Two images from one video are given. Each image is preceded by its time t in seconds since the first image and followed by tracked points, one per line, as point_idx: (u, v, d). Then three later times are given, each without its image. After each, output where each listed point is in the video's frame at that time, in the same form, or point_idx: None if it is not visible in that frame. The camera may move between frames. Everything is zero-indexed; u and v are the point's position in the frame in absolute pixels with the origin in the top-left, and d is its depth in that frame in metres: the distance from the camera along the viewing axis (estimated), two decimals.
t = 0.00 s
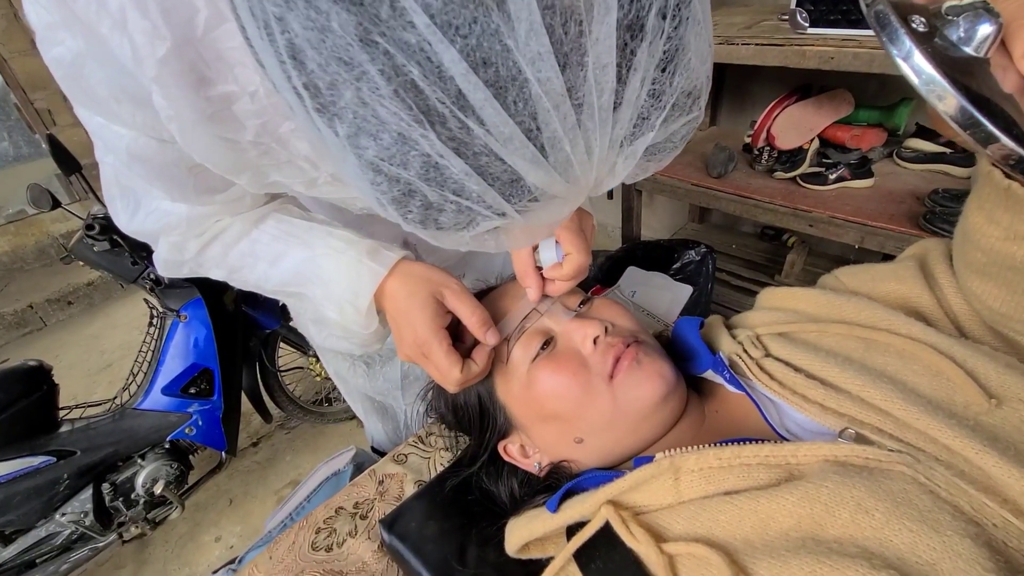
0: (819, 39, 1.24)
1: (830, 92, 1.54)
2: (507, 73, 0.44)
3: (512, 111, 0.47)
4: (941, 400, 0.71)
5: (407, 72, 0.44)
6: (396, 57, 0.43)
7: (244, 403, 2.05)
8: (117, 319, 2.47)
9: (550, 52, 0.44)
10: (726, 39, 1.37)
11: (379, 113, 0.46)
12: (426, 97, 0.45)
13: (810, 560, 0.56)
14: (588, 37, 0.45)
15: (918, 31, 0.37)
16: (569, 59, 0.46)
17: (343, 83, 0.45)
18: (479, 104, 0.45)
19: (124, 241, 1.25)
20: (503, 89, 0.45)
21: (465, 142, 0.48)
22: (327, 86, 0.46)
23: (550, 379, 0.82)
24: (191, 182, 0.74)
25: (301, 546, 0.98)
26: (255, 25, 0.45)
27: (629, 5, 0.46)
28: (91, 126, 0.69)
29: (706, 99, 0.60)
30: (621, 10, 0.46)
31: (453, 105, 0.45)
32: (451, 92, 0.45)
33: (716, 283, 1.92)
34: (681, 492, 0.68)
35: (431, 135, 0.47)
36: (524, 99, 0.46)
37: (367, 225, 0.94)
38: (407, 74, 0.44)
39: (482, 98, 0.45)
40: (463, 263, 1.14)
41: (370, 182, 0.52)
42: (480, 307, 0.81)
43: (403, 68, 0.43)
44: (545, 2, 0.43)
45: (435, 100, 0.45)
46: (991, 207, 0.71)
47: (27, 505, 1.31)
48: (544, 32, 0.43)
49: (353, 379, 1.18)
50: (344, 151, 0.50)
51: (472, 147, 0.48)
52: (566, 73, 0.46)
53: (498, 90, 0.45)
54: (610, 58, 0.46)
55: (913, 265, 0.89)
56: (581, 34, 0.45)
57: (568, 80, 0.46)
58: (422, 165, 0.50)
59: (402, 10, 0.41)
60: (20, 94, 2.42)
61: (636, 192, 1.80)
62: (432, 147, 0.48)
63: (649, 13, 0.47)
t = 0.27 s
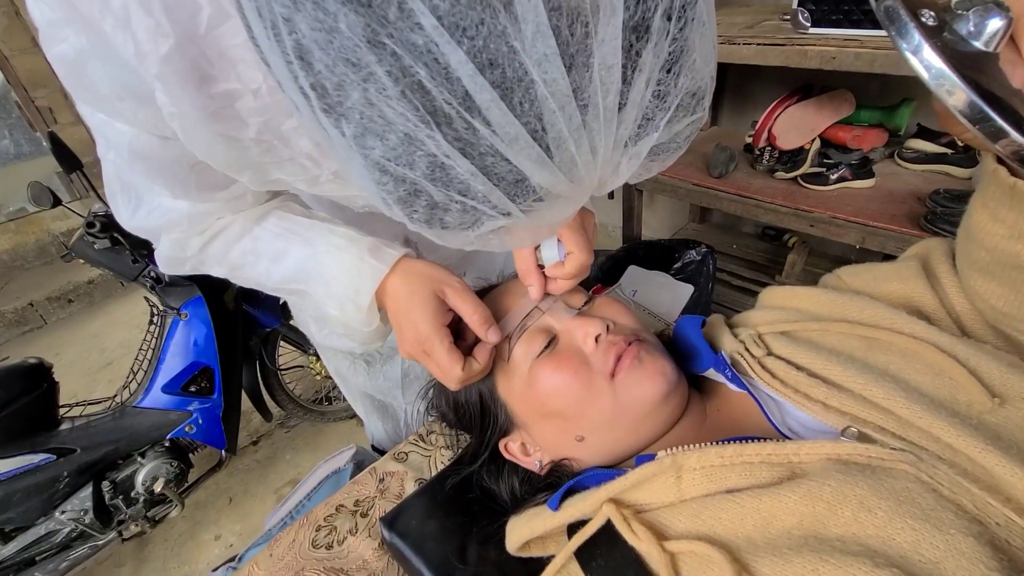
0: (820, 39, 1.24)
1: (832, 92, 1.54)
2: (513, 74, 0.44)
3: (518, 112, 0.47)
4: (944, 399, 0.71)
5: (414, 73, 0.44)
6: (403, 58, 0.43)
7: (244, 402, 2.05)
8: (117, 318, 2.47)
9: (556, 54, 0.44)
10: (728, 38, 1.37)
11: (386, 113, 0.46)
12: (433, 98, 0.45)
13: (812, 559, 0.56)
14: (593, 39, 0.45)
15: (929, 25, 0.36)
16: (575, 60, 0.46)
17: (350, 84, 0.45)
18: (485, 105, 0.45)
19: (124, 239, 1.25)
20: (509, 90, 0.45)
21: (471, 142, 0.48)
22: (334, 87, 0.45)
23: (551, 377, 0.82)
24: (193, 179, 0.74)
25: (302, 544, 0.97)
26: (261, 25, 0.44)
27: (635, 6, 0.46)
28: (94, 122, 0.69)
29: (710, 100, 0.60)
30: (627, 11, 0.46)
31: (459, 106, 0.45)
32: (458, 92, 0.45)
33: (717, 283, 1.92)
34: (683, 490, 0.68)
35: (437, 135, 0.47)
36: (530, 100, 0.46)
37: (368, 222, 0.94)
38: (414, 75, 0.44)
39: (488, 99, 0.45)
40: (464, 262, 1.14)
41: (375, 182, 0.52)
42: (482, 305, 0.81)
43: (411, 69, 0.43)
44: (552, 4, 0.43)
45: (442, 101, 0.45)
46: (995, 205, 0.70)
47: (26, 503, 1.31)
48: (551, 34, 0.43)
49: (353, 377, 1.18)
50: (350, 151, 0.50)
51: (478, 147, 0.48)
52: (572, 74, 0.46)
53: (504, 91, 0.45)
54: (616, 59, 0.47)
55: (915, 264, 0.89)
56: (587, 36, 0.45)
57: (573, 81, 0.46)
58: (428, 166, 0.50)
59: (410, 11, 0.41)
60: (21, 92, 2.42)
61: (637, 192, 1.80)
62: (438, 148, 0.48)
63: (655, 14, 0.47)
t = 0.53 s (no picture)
0: (821, 39, 1.24)
1: (833, 93, 1.54)
2: (517, 73, 0.44)
3: (522, 111, 0.46)
4: (947, 398, 0.71)
5: (419, 71, 0.44)
6: (408, 56, 0.43)
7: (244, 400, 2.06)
8: (118, 315, 2.47)
9: (560, 53, 0.44)
10: (730, 38, 1.37)
11: (390, 111, 0.46)
12: (437, 97, 0.45)
13: (816, 556, 0.56)
14: (597, 39, 0.45)
15: (943, 22, 0.36)
16: (580, 59, 0.46)
17: (354, 82, 0.45)
18: (489, 104, 0.45)
19: (125, 237, 1.25)
20: (513, 89, 0.45)
21: (474, 141, 0.48)
22: (339, 84, 0.45)
23: (553, 375, 0.82)
24: (196, 175, 0.74)
25: (303, 541, 0.97)
26: (266, 22, 0.44)
27: (639, 6, 0.46)
28: (97, 118, 0.69)
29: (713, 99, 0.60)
30: (631, 11, 0.46)
31: (463, 105, 0.45)
32: (462, 91, 0.45)
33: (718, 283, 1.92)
34: (686, 488, 0.68)
35: (441, 134, 0.47)
36: (533, 100, 0.46)
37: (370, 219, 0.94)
38: (419, 73, 0.44)
39: (492, 97, 0.45)
40: (465, 260, 1.14)
41: (379, 180, 0.52)
42: (484, 302, 0.81)
43: (415, 67, 0.43)
44: (556, 3, 0.43)
45: (446, 100, 0.45)
46: (1002, 205, 0.70)
47: (27, 500, 1.31)
48: (554, 34, 0.43)
49: (354, 375, 1.18)
50: (354, 148, 0.50)
51: (481, 146, 0.48)
52: (576, 73, 0.46)
53: (508, 90, 0.45)
54: (619, 59, 0.47)
55: (918, 264, 0.89)
56: (592, 35, 0.45)
57: (577, 80, 0.46)
58: (431, 164, 0.49)
59: (414, 9, 0.41)
60: (22, 90, 2.42)
61: (638, 191, 1.80)
62: (441, 146, 0.48)
63: (659, 14, 0.47)
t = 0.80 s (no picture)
0: (825, 37, 1.23)
1: (836, 91, 1.53)
2: (522, 56, 0.43)
3: (526, 96, 0.45)
4: (957, 395, 0.70)
5: (420, 54, 0.43)
6: (409, 38, 0.42)
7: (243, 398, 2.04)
8: (117, 313, 2.46)
9: (566, 36, 0.43)
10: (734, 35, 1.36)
11: (391, 96, 0.45)
12: (439, 81, 0.44)
13: (825, 556, 0.55)
14: (604, 22, 0.44)
15: (967, 8, 0.36)
16: (586, 43, 0.45)
17: (354, 65, 0.44)
18: (493, 88, 0.44)
19: (124, 234, 1.23)
20: (517, 73, 0.44)
21: (477, 127, 0.47)
22: (338, 68, 0.44)
23: (555, 371, 0.81)
24: (195, 168, 0.73)
25: (301, 540, 0.96)
26: (265, 6, 0.44)
27: None
28: (94, 109, 0.68)
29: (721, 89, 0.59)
30: None
31: (466, 89, 0.44)
32: (465, 74, 0.43)
33: (719, 282, 1.91)
34: (690, 486, 0.67)
35: (443, 119, 0.46)
36: (538, 84, 0.45)
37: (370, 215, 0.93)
38: (421, 56, 0.43)
39: (496, 82, 0.43)
40: (465, 257, 1.13)
41: (379, 168, 0.51)
42: (484, 297, 0.80)
43: (417, 50, 0.42)
44: None
45: (449, 84, 0.44)
46: (1016, 201, 0.70)
47: (24, 497, 1.30)
48: (561, 16, 0.42)
49: (352, 373, 1.17)
50: (353, 135, 0.49)
51: (484, 132, 0.47)
52: (582, 58, 0.45)
53: (512, 75, 0.44)
54: (626, 44, 0.45)
55: (925, 261, 0.88)
56: (598, 18, 0.44)
57: (583, 65, 0.45)
58: (433, 151, 0.48)
59: None
60: (22, 87, 2.42)
61: (639, 190, 1.79)
62: (443, 132, 0.47)
63: None
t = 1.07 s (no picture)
0: (827, 38, 1.23)
1: (837, 92, 1.53)
2: (529, 64, 0.43)
3: (533, 104, 0.45)
4: (960, 399, 0.69)
5: (428, 62, 0.42)
6: (417, 45, 0.42)
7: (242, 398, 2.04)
8: (116, 313, 2.46)
9: (573, 44, 0.42)
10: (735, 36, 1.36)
11: (398, 103, 0.45)
12: (446, 88, 0.44)
13: (827, 560, 0.55)
14: (612, 30, 0.44)
15: (978, 13, 0.36)
16: (593, 51, 0.44)
17: (361, 72, 0.44)
18: (500, 96, 0.43)
19: (124, 234, 1.23)
20: (524, 81, 0.43)
21: (483, 134, 0.46)
22: (345, 74, 0.44)
23: (556, 373, 0.81)
24: (195, 169, 0.73)
25: (301, 541, 0.96)
26: (272, 12, 0.43)
27: None
28: (94, 110, 0.68)
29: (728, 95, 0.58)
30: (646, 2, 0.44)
31: (473, 97, 0.44)
32: (471, 82, 0.43)
33: (720, 283, 1.91)
34: (692, 489, 0.67)
35: (450, 127, 0.45)
36: (545, 92, 0.44)
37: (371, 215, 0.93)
38: (428, 64, 0.42)
39: (502, 90, 0.43)
40: (466, 257, 1.13)
41: (385, 174, 0.50)
42: (485, 298, 0.80)
43: (424, 58, 0.42)
44: None
45: (455, 91, 0.44)
46: (1021, 205, 0.70)
47: (24, 497, 1.29)
48: (568, 24, 0.41)
49: (352, 374, 1.17)
50: (359, 141, 0.49)
51: (490, 139, 0.47)
52: (589, 66, 0.44)
53: (519, 82, 0.44)
54: (634, 52, 0.45)
55: (928, 264, 0.88)
56: (606, 26, 0.43)
57: (590, 73, 0.45)
58: (439, 158, 0.48)
59: None
60: (22, 86, 2.41)
61: (640, 190, 1.79)
62: (450, 140, 0.46)
63: (676, 5, 0.45)
